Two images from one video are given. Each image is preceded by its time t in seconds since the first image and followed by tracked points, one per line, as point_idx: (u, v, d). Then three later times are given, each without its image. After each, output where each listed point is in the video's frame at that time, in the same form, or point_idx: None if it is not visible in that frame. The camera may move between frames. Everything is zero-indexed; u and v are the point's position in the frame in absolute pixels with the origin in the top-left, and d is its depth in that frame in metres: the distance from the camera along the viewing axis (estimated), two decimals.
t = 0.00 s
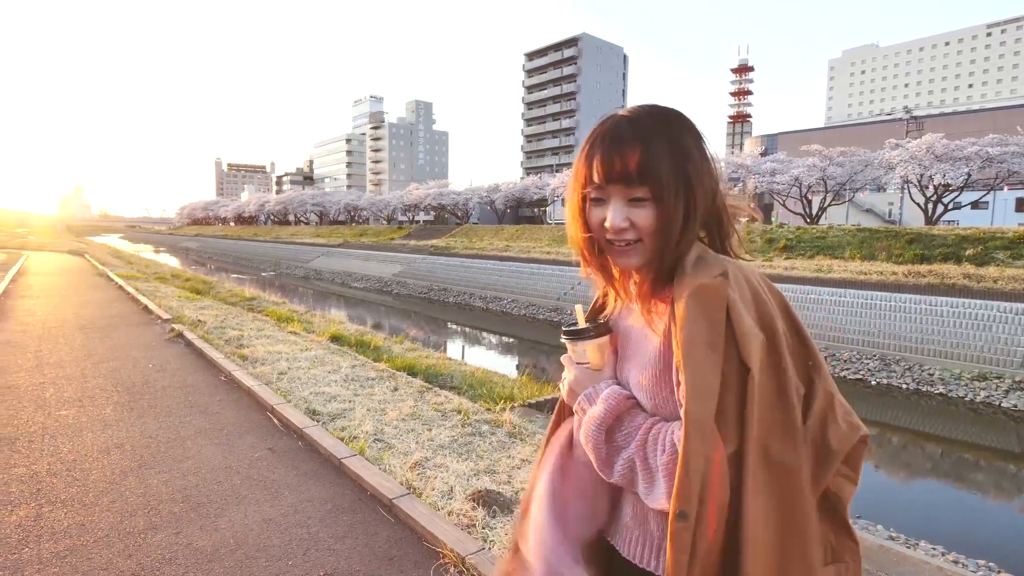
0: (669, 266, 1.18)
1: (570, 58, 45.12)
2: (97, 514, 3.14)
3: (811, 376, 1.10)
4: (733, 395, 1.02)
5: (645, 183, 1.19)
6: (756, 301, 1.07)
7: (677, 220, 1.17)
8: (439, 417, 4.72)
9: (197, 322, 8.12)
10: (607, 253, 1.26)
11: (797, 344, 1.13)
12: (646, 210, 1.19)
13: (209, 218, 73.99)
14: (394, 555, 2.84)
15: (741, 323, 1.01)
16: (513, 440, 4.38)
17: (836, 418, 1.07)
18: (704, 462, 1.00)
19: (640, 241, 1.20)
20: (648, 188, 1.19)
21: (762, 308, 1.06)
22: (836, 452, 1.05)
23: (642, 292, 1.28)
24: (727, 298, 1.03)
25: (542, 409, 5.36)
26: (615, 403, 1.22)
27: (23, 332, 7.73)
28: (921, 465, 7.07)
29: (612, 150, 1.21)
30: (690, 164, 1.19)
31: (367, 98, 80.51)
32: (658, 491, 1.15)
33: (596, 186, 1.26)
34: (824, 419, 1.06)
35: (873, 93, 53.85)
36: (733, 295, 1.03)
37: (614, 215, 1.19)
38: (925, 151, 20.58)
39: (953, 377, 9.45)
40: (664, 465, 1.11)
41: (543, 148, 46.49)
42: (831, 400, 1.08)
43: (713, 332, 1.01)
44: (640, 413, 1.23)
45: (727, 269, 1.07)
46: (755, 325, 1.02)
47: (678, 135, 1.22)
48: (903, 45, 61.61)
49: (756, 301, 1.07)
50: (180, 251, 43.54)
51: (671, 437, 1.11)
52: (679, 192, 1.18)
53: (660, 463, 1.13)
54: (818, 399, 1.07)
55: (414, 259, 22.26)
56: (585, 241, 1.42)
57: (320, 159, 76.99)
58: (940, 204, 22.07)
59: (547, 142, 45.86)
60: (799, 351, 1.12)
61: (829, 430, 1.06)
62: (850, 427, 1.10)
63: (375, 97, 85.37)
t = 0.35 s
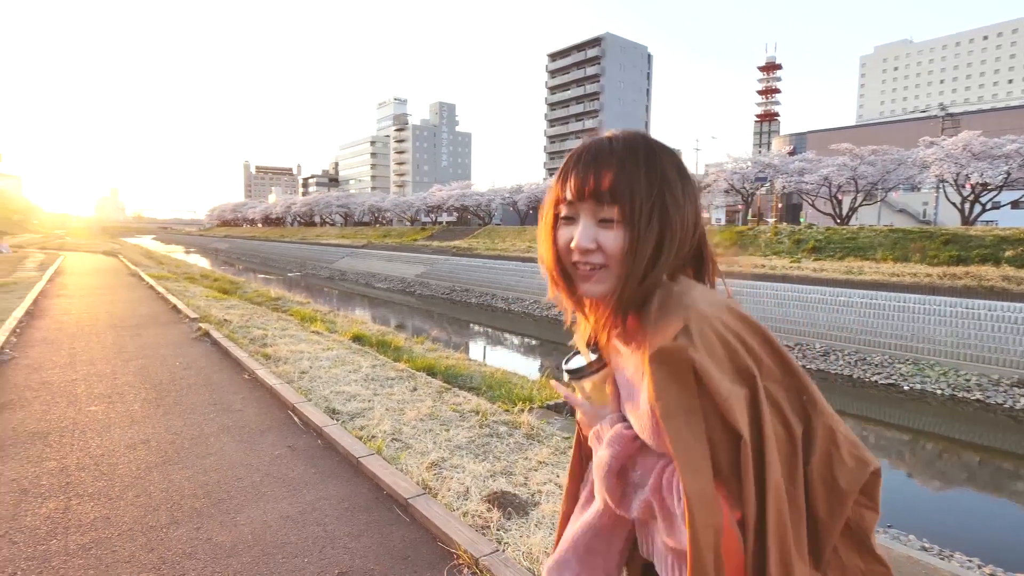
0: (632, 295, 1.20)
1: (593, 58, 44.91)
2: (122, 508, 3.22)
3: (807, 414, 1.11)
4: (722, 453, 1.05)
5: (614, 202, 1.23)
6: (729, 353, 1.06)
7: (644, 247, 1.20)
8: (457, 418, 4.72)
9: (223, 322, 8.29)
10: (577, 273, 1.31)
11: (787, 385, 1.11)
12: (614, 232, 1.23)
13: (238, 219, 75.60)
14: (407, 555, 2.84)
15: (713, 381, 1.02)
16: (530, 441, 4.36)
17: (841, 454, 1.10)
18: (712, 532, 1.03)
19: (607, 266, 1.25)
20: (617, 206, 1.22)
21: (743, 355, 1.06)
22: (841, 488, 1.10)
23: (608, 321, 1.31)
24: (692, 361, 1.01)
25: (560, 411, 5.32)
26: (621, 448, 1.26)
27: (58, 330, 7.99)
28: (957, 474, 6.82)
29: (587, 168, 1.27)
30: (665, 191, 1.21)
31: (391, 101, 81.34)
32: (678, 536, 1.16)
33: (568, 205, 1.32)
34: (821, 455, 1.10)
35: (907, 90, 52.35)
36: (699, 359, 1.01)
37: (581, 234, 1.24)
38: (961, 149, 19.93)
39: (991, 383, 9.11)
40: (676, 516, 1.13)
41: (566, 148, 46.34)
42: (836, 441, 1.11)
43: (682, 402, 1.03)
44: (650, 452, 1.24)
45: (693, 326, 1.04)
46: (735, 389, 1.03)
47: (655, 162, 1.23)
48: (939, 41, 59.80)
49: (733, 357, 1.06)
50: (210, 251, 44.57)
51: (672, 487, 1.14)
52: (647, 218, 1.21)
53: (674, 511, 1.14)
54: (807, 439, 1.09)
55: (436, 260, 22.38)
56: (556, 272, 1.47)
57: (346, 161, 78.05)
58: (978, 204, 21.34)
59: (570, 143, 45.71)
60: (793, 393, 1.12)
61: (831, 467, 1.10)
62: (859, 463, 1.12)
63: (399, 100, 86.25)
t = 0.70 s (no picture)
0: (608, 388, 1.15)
1: (628, 56, 44.44)
2: (161, 496, 3.33)
3: (772, 503, 0.98)
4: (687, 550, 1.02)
5: (592, 291, 1.19)
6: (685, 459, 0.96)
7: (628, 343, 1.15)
8: (485, 415, 4.74)
9: (259, 317, 8.51)
10: (547, 357, 1.26)
11: (750, 473, 0.98)
12: (595, 323, 1.19)
13: (276, 218, 77.57)
14: (433, 550, 2.86)
15: (662, 486, 0.97)
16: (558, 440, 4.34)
17: (814, 542, 0.97)
18: None
19: (582, 357, 1.19)
20: (601, 297, 1.18)
21: (696, 456, 0.96)
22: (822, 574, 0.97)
23: (584, 404, 1.27)
24: (635, 463, 1.00)
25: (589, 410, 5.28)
26: (615, 531, 1.24)
27: (105, 324, 8.33)
28: (1009, 486, 6.51)
29: (570, 251, 1.25)
30: (652, 288, 1.20)
31: (425, 100, 82.18)
32: None
33: (545, 286, 1.27)
34: (791, 543, 0.98)
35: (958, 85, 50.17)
36: (657, 473, 0.97)
37: (558, 321, 1.20)
38: (1018, 145, 18.97)
39: None
40: None
41: (600, 147, 46.01)
42: (808, 530, 0.96)
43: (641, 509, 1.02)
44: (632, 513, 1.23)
45: (645, 431, 0.99)
46: (686, 490, 0.97)
47: (640, 257, 1.22)
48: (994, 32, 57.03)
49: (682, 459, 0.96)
50: (249, 249, 45.83)
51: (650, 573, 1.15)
52: (631, 311, 1.17)
53: None
54: (771, 528, 0.98)
55: (467, 258, 22.50)
56: (524, 345, 1.42)
57: (380, 160, 79.27)
58: None
59: (604, 141, 45.39)
60: (756, 481, 0.98)
61: (804, 553, 0.98)
62: (833, 548, 0.96)
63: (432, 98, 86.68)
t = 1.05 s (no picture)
0: (604, 385, 1.16)
1: (645, 54, 44.11)
2: (178, 489, 3.39)
3: (752, 509, 0.98)
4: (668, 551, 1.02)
5: (593, 288, 1.20)
6: (674, 457, 0.97)
7: (626, 341, 1.17)
8: (497, 413, 4.75)
9: (275, 315, 8.61)
10: (546, 350, 1.26)
11: (734, 478, 0.99)
12: (595, 318, 1.19)
13: (293, 217, 78.35)
14: (443, 546, 2.88)
15: (651, 483, 0.97)
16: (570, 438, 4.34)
17: (792, 550, 0.96)
18: None
19: (582, 351, 1.20)
20: (602, 293, 1.19)
21: (683, 458, 0.96)
22: None
23: (579, 401, 1.28)
24: (624, 461, 1.00)
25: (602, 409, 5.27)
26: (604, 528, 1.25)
27: (125, 321, 8.49)
28: None
29: (572, 249, 1.25)
30: (653, 290, 1.21)
31: (441, 99, 82.38)
32: None
33: (547, 281, 1.28)
34: (769, 551, 0.98)
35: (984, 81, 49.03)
36: (647, 470, 0.97)
37: (559, 314, 1.20)
38: None
39: None
40: None
41: (615, 145, 45.75)
42: (785, 538, 0.97)
43: (625, 509, 1.03)
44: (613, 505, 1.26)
45: (635, 431, 0.99)
46: (673, 491, 0.97)
47: (641, 259, 1.23)
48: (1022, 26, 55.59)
49: (669, 455, 0.97)
50: (267, 248, 46.37)
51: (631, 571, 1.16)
52: (629, 309, 1.18)
53: None
54: (750, 535, 0.98)
55: (482, 257, 22.52)
56: (522, 340, 1.42)
57: (396, 159, 79.68)
58: None
59: (620, 140, 45.17)
60: (739, 486, 0.98)
61: (780, 560, 0.98)
62: (808, 556, 0.96)
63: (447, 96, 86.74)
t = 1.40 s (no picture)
0: (603, 373, 1.17)
1: (646, 46, 43.89)
2: (180, 479, 3.43)
3: (747, 492, 1.01)
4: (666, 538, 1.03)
5: (594, 278, 1.21)
6: (675, 439, 1.00)
7: (625, 332, 1.18)
8: (498, 405, 4.78)
9: (276, 308, 8.65)
10: (543, 339, 1.27)
11: (731, 462, 1.02)
12: (596, 307, 1.21)
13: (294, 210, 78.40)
14: (444, 535, 2.91)
15: (653, 462, 1.00)
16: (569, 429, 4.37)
17: (784, 530, 0.99)
18: None
19: (581, 340, 1.21)
20: (603, 283, 1.21)
21: (686, 441, 1.00)
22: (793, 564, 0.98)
23: (574, 390, 1.30)
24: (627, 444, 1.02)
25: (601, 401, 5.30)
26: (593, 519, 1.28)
27: (127, 313, 8.54)
28: None
29: (574, 238, 1.26)
30: (652, 281, 1.23)
31: (442, 92, 82.09)
32: None
33: (548, 270, 1.29)
34: (764, 534, 1.00)
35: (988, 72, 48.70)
36: (649, 452, 1.00)
37: (559, 303, 1.22)
38: None
39: None
40: None
41: (617, 138, 45.64)
42: (780, 520, 0.99)
43: (625, 492, 1.04)
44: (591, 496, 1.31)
45: (637, 415, 1.01)
46: (674, 474, 0.99)
47: (641, 252, 1.25)
48: None
49: (669, 437, 1.00)
50: (268, 241, 46.45)
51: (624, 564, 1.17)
52: (629, 301, 1.20)
53: None
54: (745, 519, 1.00)
55: (483, 250, 22.55)
56: (520, 329, 1.43)
57: (397, 152, 79.58)
58: None
59: (621, 132, 45.04)
60: (735, 470, 1.01)
61: (776, 544, 0.99)
62: (802, 535, 0.98)
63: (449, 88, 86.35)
